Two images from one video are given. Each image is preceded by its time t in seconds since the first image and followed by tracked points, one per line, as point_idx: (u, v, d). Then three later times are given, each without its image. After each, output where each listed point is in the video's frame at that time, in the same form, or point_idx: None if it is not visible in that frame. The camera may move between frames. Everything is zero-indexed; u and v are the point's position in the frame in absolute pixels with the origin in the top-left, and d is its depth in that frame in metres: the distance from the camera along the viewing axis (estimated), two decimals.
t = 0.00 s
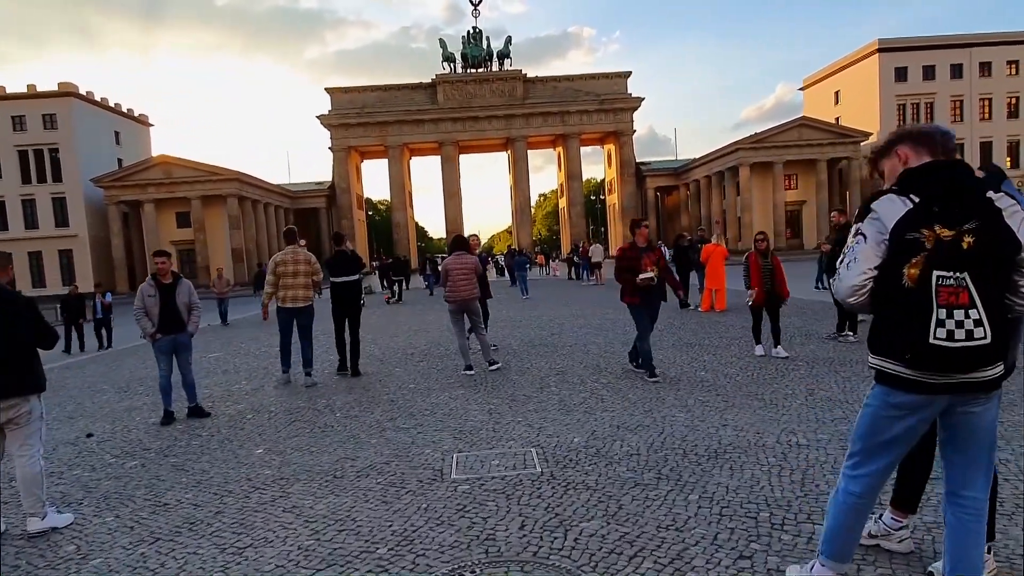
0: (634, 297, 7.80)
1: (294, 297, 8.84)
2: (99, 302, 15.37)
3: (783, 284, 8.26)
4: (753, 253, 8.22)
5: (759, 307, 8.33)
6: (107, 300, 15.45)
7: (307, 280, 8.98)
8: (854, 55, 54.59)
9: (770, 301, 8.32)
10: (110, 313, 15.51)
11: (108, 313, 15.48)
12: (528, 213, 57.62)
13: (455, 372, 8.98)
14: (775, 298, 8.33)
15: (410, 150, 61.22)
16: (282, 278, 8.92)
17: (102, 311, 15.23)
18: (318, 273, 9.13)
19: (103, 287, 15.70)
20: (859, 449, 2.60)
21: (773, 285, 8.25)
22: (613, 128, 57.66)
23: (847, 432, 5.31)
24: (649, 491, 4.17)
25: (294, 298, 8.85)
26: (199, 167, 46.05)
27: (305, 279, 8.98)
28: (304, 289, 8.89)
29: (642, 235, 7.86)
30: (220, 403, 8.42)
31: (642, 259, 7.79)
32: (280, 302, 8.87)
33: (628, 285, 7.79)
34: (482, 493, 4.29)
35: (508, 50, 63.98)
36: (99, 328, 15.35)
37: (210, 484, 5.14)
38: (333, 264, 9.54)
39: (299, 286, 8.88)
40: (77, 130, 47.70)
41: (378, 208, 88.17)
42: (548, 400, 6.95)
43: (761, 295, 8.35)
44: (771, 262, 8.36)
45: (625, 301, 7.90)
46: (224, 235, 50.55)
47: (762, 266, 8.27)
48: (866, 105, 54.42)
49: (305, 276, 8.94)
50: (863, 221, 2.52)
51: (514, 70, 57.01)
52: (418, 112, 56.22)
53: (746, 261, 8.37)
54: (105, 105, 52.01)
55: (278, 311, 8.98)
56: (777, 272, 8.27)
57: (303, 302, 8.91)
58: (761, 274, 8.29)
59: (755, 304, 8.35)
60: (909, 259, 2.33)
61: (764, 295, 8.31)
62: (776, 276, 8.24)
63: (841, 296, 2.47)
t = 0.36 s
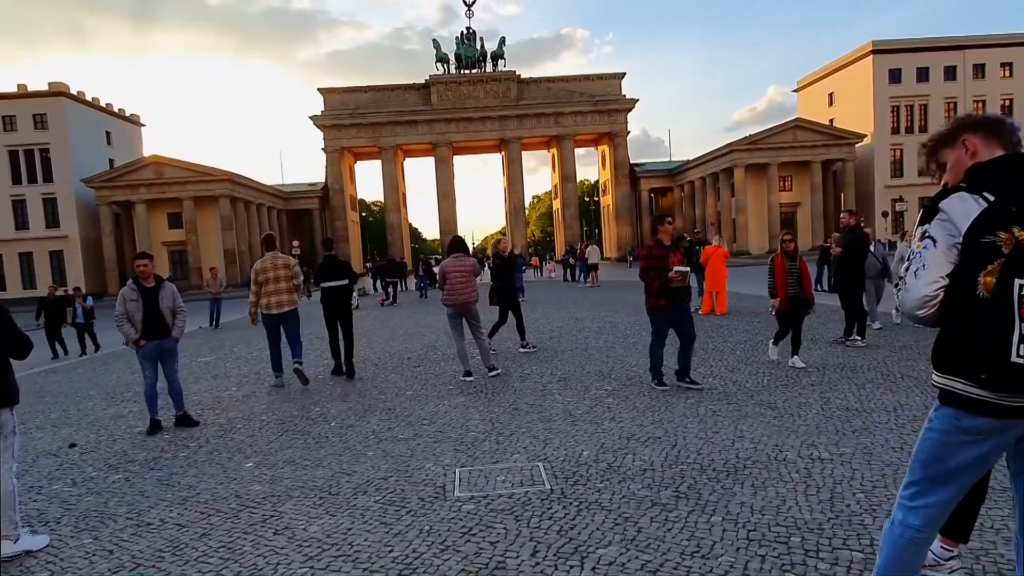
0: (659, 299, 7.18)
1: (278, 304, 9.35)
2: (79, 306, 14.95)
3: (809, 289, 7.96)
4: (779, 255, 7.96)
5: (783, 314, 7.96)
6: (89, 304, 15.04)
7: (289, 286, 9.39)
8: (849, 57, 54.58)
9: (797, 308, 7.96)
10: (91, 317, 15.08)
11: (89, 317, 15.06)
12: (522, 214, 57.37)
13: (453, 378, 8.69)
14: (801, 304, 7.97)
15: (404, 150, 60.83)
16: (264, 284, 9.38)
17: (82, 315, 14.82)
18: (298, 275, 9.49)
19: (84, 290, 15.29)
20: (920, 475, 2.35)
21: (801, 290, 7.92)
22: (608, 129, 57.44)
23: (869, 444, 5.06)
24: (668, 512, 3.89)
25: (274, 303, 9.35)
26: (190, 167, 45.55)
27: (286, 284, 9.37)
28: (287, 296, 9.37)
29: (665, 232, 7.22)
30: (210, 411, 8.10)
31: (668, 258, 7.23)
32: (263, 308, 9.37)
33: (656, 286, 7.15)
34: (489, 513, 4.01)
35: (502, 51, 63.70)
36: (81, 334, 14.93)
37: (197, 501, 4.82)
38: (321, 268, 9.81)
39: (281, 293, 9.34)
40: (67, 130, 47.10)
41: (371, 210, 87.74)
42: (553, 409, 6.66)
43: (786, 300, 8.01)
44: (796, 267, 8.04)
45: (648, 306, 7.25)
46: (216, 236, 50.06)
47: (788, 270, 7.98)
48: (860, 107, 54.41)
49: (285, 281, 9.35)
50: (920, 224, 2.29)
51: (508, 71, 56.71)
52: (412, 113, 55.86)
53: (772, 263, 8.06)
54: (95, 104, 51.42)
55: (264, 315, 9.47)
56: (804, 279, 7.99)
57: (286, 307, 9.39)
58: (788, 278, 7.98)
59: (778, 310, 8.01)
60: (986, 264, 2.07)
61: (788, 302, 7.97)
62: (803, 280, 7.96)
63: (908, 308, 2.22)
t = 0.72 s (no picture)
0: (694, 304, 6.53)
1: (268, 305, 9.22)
2: (63, 306, 14.73)
3: (836, 293, 7.53)
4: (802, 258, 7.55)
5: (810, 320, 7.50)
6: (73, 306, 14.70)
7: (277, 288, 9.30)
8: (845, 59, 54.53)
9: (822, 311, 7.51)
10: (75, 319, 14.73)
11: (72, 320, 14.73)
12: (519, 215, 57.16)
13: (450, 382, 8.45)
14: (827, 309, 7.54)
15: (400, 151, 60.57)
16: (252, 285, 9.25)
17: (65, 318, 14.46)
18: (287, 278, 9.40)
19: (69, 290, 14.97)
20: (972, 500, 2.14)
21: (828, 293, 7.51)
22: (605, 130, 57.28)
23: (886, 454, 4.81)
24: (681, 529, 3.66)
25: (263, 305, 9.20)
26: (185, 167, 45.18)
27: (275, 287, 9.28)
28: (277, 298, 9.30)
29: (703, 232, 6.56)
30: (198, 417, 7.82)
31: (707, 260, 6.49)
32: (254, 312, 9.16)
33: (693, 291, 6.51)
34: (490, 531, 3.77)
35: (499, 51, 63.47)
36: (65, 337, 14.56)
37: (179, 516, 4.56)
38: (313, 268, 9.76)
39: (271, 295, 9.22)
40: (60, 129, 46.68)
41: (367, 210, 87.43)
42: (555, 416, 6.41)
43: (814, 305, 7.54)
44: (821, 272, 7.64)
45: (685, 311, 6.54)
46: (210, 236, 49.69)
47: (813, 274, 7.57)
48: (857, 108, 54.36)
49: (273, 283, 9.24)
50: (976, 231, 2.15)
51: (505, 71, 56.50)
52: (408, 113, 55.58)
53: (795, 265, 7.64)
54: (89, 103, 50.99)
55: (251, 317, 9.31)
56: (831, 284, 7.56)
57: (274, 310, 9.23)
58: (813, 282, 7.55)
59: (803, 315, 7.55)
60: None
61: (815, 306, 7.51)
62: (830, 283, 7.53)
63: (973, 317, 2.02)
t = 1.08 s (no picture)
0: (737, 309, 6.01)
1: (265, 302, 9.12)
2: (48, 309, 14.74)
3: (865, 293, 7.23)
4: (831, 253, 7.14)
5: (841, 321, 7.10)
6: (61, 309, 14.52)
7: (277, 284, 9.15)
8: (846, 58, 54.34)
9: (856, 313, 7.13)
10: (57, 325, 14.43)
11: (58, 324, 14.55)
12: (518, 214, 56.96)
13: (450, 385, 8.24)
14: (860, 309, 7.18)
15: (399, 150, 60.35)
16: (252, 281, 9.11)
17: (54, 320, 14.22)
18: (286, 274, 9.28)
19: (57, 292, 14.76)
20: None
21: (857, 292, 7.18)
22: (604, 130, 57.10)
23: (905, 461, 4.60)
24: (697, 543, 3.48)
25: (260, 301, 9.08)
26: (184, 166, 44.97)
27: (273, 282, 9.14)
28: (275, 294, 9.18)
29: (743, 230, 6.14)
30: (192, 421, 7.62)
31: (747, 260, 6.09)
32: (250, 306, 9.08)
33: (737, 296, 5.98)
34: (493, 546, 3.60)
35: (498, 50, 63.27)
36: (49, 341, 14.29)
37: (168, 528, 4.36)
38: (311, 265, 9.53)
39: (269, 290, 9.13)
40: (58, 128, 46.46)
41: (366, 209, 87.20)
42: (559, 421, 6.22)
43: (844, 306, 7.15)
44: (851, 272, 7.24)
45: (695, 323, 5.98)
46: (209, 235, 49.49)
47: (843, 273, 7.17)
48: (857, 107, 54.17)
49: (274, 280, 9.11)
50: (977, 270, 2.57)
51: (504, 70, 56.33)
52: (407, 112, 55.36)
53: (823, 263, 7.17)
54: (87, 102, 50.77)
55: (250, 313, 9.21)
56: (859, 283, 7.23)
57: (272, 305, 9.13)
58: (843, 281, 7.16)
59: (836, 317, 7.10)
60: None
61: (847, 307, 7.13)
62: (859, 285, 7.21)
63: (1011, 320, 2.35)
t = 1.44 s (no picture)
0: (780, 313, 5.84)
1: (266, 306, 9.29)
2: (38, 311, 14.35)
3: (902, 302, 6.70)
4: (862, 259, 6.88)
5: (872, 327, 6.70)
6: (47, 311, 14.44)
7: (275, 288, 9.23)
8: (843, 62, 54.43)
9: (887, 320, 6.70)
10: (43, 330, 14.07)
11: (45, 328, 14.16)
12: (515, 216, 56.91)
13: (451, 390, 8.16)
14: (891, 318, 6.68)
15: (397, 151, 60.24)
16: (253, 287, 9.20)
17: (41, 323, 14.16)
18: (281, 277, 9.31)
19: (44, 292, 14.53)
20: None
21: (891, 302, 6.67)
22: (602, 132, 57.08)
23: (915, 469, 4.56)
24: (708, 554, 3.43)
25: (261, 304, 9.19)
26: (181, 167, 44.84)
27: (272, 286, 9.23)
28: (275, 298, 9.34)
29: (775, 232, 5.86)
30: (191, 425, 7.53)
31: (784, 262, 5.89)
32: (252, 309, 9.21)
33: (773, 302, 5.79)
34: (500, 557, 3.54)
35: (496, 52, 63.25)
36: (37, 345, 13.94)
37: (167, 536, 4.29)
38: (300, 271, 9.65)
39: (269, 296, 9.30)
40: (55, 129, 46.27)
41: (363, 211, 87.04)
42: (562, 426, 6.15)
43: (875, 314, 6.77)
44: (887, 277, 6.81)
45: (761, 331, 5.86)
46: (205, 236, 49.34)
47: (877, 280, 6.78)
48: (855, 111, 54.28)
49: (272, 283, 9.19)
50: (985, 222, 2.92)
51: (502, 72, 56.31)
52: (404, 114, 55.28)
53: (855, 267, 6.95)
54: (83, 103, 50.56)
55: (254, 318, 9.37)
56: (894, 290, 6.75)
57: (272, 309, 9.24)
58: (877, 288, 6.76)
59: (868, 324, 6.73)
60: None
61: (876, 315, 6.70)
62: (894, 292, 6.70)
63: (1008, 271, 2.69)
